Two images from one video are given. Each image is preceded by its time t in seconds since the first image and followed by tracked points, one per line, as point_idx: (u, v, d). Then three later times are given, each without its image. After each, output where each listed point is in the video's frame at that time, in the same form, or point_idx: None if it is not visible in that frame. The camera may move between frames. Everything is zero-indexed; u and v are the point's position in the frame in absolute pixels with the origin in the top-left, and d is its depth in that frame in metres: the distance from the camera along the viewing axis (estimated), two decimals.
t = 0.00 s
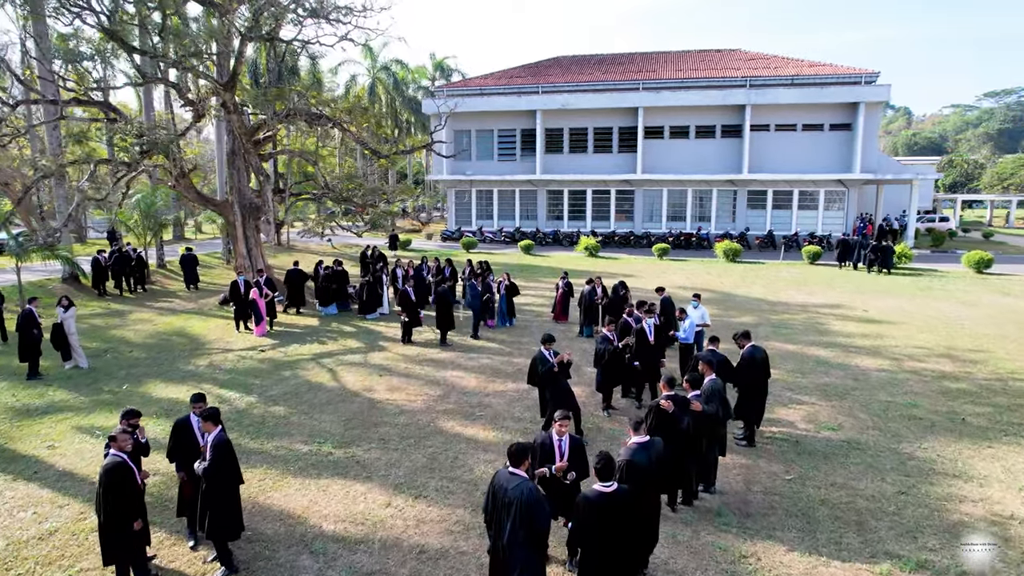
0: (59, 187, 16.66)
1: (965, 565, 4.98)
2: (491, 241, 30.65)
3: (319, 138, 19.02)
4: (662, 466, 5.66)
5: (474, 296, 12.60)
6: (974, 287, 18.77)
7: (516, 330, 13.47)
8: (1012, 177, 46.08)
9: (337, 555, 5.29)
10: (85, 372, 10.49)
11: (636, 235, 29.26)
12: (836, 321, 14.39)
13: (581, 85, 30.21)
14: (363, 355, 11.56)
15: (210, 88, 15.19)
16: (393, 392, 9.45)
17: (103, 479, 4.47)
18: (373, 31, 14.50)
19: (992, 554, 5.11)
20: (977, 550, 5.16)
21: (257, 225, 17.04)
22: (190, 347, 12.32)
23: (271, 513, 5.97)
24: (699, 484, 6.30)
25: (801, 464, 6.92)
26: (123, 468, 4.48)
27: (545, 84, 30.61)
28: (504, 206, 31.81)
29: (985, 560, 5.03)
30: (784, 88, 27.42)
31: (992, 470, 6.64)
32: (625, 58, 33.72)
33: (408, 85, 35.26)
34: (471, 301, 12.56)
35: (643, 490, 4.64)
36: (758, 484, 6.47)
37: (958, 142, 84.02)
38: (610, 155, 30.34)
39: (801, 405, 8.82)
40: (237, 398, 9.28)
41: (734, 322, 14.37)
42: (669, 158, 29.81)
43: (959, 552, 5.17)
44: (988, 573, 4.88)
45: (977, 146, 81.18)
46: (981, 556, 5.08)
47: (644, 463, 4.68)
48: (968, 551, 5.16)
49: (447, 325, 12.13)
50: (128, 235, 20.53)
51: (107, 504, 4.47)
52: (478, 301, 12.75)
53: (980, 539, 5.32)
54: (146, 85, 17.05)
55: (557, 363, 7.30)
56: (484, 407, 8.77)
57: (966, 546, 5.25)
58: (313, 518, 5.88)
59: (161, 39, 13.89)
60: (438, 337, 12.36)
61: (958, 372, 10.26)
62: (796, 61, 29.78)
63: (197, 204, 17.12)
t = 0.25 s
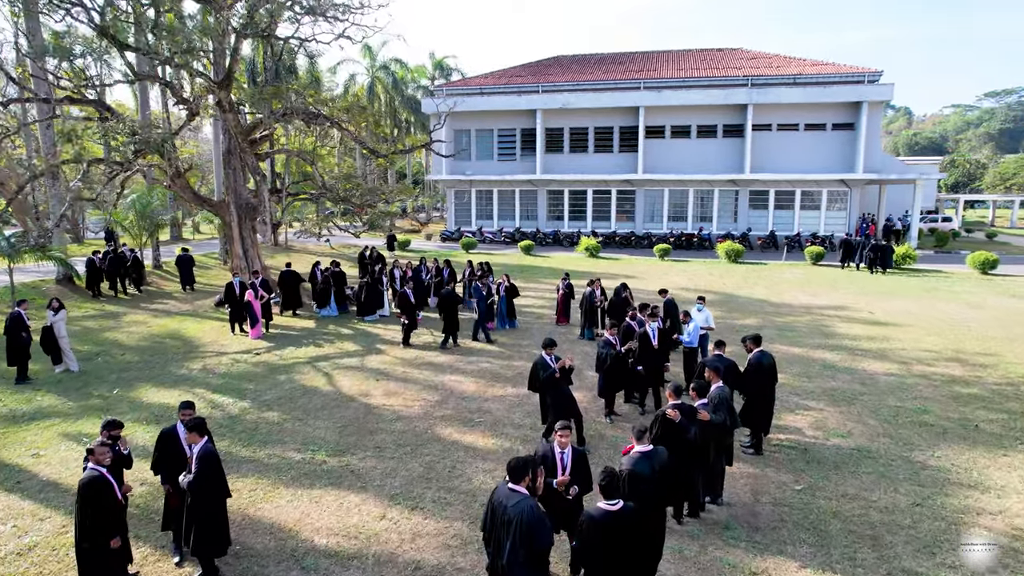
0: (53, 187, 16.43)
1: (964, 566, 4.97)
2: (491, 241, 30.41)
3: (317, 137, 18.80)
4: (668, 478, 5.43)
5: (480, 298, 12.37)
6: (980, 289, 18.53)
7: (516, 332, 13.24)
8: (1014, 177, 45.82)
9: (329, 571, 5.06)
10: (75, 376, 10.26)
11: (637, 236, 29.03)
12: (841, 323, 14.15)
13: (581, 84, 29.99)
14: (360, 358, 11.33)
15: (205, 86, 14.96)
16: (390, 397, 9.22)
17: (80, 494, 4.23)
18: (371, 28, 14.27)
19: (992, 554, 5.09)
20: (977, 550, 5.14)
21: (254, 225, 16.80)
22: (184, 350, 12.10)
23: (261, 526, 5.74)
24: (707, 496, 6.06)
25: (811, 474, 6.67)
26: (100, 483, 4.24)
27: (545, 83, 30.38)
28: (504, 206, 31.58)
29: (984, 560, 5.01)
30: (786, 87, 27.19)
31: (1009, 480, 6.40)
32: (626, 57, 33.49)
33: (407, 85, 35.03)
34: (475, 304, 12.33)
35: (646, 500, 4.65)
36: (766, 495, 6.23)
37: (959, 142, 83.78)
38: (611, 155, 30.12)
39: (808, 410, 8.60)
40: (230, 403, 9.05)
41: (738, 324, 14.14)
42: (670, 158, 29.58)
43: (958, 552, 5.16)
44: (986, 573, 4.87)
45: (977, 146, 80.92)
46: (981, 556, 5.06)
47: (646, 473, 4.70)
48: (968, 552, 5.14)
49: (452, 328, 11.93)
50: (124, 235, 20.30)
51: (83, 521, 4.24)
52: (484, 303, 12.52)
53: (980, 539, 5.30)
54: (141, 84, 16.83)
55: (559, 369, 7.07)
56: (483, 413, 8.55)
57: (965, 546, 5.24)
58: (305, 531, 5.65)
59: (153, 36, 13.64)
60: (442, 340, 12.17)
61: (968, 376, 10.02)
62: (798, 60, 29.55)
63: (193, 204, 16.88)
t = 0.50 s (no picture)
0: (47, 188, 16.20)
1: (965, 565, 5.02)
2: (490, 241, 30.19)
3: (316, 136, 18.60)
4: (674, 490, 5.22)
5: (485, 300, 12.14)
6: (985, 290, 18.30)
7: (516, 335, 13.01)
8: (1017, 177, 45.53)
9: None
10: (65, 380, 10.03)
11: (638, 236, 28.82)
12: (847, 326, 13.92)
13: (582, 83, 29.79)
14: (357, 362, 11.11)
15: (201, 84, 14.73)
16: (387, 403, 8.99)
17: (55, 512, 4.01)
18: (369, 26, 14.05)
19: (992, 554, 5.16)
20: (977, 550, 5.20)
21: (250, 226, 16.57)
22: (178, 353, 11.87)
23: (250, 540, 5.51)
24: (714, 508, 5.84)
25: (821, 484, 6.43)
26: (78, 500, 4.04)
27: (546, 82, 30.16)
28: (504, 206, 31.36)
29: (985, 560, 5.07)
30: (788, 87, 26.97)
31: None
32: (627, 56, 33.28)
33: (407, 84, 34.81)
34: (481, 306, 12.12)
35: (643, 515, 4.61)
36: (776, 507, 5.99)
37: (960, 142, 83.51)
38: (612, 155, 29.89)
39: (817, 417, 8.36)
40: (223, 409, 8.82)
41: (742, 326, 13.91)
42: (672, 157, 29.34)
43: (959, 551, 5.22)
44: (988, 573, 4.93)
45: (978, 146, 80.64)
46: (981, 556, 5.13)
47: (644, 487, 4.64)
48: (968, 551, 5.20)
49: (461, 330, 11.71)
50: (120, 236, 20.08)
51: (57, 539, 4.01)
52: (490, 305, 12.32)
53: (980, 539, 5.35)
54: (136, 83, 16.61)
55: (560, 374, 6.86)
56: (482, 419, 8.32)
57: (965, 545, 5.30)
58: (296, 546, 5.42)
59: (147, 33, 13.41)
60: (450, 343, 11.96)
61: (979, 381, 9.79)
62: (801, 59, 29.34)
63: (188, 204, 16.65)
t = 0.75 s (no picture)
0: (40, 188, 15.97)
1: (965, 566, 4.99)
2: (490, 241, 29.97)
3: (313, 135, 18.36)
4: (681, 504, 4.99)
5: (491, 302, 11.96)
6: (991, 291, 18.08)
7: (515, 337, 12.78)
8: (1020, 177, 45.27)
9: None
10: (55, 384, 9.81)
11: (639, 236, 28.61)
12: (852, 328, 13.68)
13: (582, 82, 29.56)
14: (354, 365, 10.88)
15: (195, 82, 14.49)
16: (384, 408, 8.76)
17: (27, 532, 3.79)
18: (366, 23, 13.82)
19: (992, 554, 5.13)
20: (977, 550, 5.18)
21: (246, 227, 16.34)
22: (171, 356, 11.64)
23: (238, 555, 5.29)
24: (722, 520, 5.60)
25: (833, 495, 6.19)
26: (51, 517, 3.83)
27: (546, 82, 29.94)
28: (504, 206, 31.14)
29: (985, 561, 5.05)
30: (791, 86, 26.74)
31: None
32: (627, 55, 33.06)
33: (406, 83, 34.58)
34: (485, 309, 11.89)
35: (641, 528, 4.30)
36: (786, 518, 5.77)
37: (961, 141, 83.23)
38: (613, 155, 29.67)
39: (825, 423, 8.13)
40: (215, 415, 8.59)
41: (745, 328, 13.68)
42: (673, 157, 29.10)
43: (959, 551, 5.20)
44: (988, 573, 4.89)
45: (979, 146, 80.35)
46: (981, 556, 5.09)
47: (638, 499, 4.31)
48: (968, 551, 5.17)
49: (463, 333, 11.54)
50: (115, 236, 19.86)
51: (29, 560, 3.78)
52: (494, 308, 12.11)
53: (980, 539, 5.33)
54: (131, 81, 16.41)
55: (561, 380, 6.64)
56: (481, 426, 8.09)
57: (965, 546, 5.27)
58: (286, 561, 5.19)
59: (141, 30, 13.18)
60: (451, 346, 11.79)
61: (990, 385, 9.55)
62: (803, 58, 29.11)
63: (184, 205, 16.42)
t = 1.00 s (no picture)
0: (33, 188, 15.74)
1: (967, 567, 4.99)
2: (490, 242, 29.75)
3: (310, 134, 18.13)
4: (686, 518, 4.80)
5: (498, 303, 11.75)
6: (997, 292, 17.84)
7: (515, 340, 12.55)
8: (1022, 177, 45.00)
9: None
10: (44, 389, 9.59)
11: (640, 236, 28.39)
12: (858, 330, 13.46)
13: (583, 81, 29.33)
14: (350, 369, 10.67)
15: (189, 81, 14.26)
16: (379, 414, 8.54)
17: None
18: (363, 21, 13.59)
19: (992, 554, 5.14)
20: (977, 550, 5.19)
21: (242, 227, 16.12)
22: (164, 359, 11.42)
23: (225, 571, 5.07)
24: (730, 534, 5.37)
25: (843, 506, 5.97)
26: (19, 538, 3.62)
27: (546, 81, 29.72)
28: (504, 206, 30.93)
29: (986, 560, 5.06)
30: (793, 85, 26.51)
31: None
32: (628, 54, 32.83)
33: (405, 83, 34.36)
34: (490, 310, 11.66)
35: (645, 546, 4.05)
36: (795, 532, 5.55)
37: (962, 141, 82.96)
38: (613, 154, 29.45)
39: (833, 430, 7.90)
40: (206, 420, 8.37)
41: (749, 331, 13.46)
42: (674, 156, 28.87)
43: (959, 551, 5.22)
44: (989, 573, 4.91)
45: (981, 146, 80.06)
46: (982, 556, 5.11)
47: (639, 515, 4.07)
48: (968, 551, 5.19)
49: (465, 335, 11.31)
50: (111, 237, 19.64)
51: None
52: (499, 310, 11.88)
53: (981, 539, 5.34)
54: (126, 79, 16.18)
55: (562, 387, 6.43)
56: (480, 433, 7.88)
57: (966, 546, 5.29)
58: None
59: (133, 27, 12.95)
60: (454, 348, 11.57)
61: (1001, 390, 9.32)
62: (806, 56, 28.88)
63: (179, 205, 16.20)
